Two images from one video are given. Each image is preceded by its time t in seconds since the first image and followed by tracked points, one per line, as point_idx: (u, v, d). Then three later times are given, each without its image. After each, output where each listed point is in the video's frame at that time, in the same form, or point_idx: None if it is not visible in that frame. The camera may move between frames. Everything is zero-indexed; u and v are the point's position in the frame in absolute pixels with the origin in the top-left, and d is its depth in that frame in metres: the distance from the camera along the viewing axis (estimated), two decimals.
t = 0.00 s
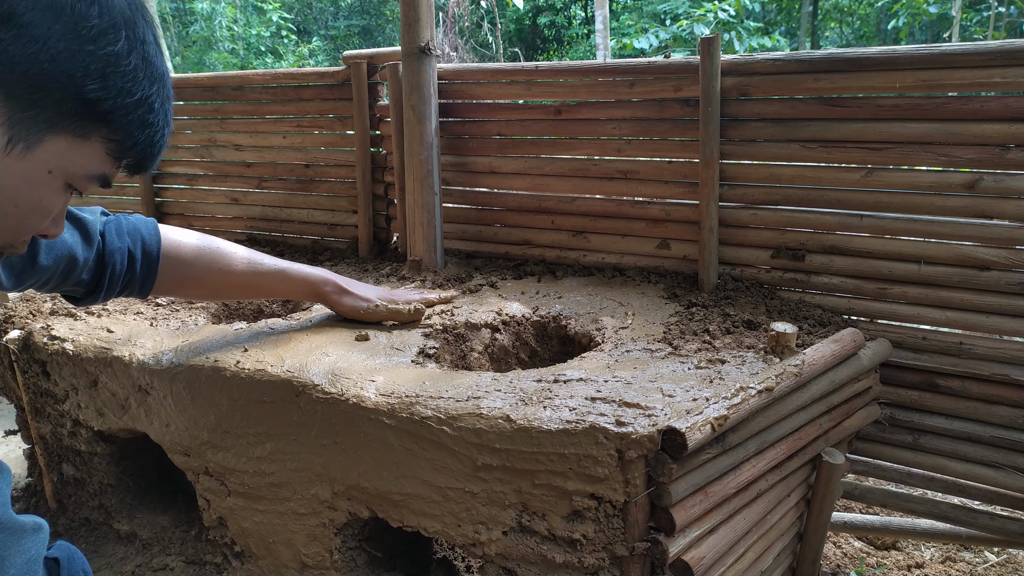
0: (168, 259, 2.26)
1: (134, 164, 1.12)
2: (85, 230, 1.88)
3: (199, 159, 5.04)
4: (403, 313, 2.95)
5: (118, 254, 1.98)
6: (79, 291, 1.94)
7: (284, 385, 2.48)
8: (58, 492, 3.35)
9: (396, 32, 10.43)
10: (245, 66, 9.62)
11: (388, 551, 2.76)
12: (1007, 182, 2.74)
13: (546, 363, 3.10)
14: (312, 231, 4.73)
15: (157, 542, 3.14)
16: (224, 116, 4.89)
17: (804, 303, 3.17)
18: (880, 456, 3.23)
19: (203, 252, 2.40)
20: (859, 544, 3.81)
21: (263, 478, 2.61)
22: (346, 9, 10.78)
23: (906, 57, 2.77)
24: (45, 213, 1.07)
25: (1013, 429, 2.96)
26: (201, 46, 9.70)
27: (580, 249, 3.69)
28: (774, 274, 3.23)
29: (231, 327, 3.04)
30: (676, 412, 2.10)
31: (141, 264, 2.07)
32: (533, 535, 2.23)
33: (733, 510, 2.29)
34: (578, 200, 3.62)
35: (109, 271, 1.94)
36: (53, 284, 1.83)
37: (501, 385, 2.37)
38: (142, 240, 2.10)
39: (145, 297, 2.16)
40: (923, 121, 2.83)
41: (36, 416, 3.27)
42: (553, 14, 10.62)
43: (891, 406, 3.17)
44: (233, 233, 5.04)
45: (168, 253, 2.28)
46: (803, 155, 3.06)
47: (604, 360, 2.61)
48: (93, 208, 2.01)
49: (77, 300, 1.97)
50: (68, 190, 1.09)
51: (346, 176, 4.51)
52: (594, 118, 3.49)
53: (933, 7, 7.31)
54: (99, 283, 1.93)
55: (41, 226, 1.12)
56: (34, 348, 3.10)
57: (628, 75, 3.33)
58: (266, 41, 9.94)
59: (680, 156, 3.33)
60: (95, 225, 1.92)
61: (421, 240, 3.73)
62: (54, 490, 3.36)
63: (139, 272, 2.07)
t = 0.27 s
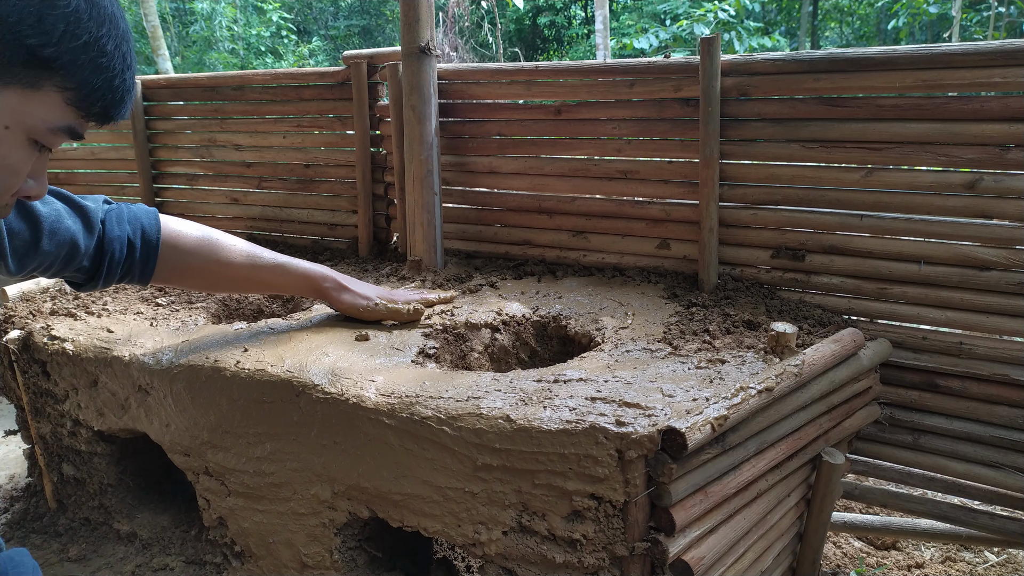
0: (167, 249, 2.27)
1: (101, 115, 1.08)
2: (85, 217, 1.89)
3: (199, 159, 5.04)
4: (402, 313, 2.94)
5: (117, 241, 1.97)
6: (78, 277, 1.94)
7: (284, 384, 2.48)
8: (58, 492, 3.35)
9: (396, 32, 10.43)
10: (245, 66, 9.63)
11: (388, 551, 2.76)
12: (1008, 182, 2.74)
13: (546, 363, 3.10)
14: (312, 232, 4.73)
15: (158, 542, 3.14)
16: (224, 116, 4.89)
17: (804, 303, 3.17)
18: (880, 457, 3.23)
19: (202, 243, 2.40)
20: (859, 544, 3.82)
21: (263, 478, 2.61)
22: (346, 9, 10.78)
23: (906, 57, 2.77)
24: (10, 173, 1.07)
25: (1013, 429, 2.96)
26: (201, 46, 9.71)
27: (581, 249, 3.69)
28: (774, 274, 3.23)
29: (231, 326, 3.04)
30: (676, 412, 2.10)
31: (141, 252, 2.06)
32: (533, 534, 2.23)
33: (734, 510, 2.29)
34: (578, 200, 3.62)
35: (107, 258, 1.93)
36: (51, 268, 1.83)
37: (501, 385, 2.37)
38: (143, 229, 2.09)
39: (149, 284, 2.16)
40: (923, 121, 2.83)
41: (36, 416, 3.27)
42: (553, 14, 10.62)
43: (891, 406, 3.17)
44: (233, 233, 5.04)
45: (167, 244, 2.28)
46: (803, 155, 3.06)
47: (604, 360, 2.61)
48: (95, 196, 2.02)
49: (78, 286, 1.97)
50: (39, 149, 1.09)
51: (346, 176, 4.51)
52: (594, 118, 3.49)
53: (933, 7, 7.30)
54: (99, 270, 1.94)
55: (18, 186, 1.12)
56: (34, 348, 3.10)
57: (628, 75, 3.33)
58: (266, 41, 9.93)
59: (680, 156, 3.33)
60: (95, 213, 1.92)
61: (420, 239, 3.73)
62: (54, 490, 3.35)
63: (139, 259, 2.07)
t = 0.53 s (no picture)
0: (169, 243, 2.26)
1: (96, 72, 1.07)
2: (97, 207, 1.88)
3: (199, 159, 5.05)
4: (401, 310, 2.96)
5: (122, 232, 1.97)
6: (84, 265, 1.93)
7: (284, 384, 2.48)
8: (58, 492, 3.34)
9: (396, 32, 10.43)
10: (245, 66, 9.63)
11: (388, 551, 2.76)
12: (1008, 182, 2.74)
13: (546, 363, 3.10)
14: (312, 232, 4.73)
15: (158, 542, 3.14)
16: (224, 116, 4.89)
17: (804, 303, 3.17)
18: (880, 457, 3.23)
19: (204, 238, 2.40)
20: (859, 544, 3.82)
21: (263, 478, 2.61)
22: (346, 9, 10.79)
23: (906, 57, 2.77)
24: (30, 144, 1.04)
25: (1013, 429, 2.96)
26: (201, 46, 9.72)
27: (581, 249, 3.69)
28: (774, 274, 3.23)
29: (231, 326, 3.04)
30: (676, 412, 2.09)
31: (145, 242, 2.06)
32: (533, 534, 2.23)
33: (734, 510, 2.29)
34: (578, 200, 3.62)
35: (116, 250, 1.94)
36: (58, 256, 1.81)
37: (501, 385, 2.37)
38: (147, 221, 2.11)
39: (150, 273, 2.18)
40: (923, 121, 2.83)
41: (36, 416, 3.27)
42: (553, 15, 10.62)
43: (891, 406, 3.17)
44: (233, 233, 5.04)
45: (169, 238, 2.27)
46: (803, 155, 3.06)
47: (604, 360, 2.61)
48: (103, 185, 2.02)
49: (82, 273, 1.95)
50: (51, 116, 1.06)
51: (346, 176, 4.51)
52: (594, 118, 3.49)
53: (933, 7, 7.29)
54: (107, 261, 1.93)
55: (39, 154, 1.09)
56: (33, 348, 3.10)
57: (628, 75, 3.33)
58: (266, 41, 9.93)
59: (680, 156, 3.33)
60: (106, 204, 1.92)
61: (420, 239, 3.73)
62: (54, 491, 3.34)
63: (142, 249, 2.08)
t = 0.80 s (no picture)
0: (201, 243, 2.31)
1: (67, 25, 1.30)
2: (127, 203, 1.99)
3: (199, 159, 5.05)
4: (429, 304, 3.04)
5: (153, 229, 2.07)
6: (119, 263, 2.04)
7: (284, 384, 2.48)
8: (58, 492, 3.29)
9: (396, 31, 10.43)
10: (245, 66, 9.63)
11: (388, 551, 2.76)
12: (1007, 182, 2.74)
13: (546, 363, 3.10)
14: (312, 232, 4.73)
15: (158, 542, 3.14)
16: (224, 116, 4.89)
17: (804, 303, 3.17)
18: (880, 457, 3.23)
19: (235, 239, 2.44)
20: (859, 544, 3.82)
21: (263, 479, 2.61)
22: (347, 9, 10.80)
23: (906, 57, 2.77)
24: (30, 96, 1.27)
25: (1013, 428, 2.96)
26: (201, 45, 9.72)
27: (581, 249, 3.69)
28: (774, 274, 3.23)
29: (231, 326, 3.04)
30: (676, 412, 2.09)
31: (176, 239, 2.15)
32: (533, 534, 2.23)
33: (734, 511, 2.29)
34: (578, 200, 3.62)
35: (145, 244, 2.03)
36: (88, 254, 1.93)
37: (501, 385, 2.37)
38: (179, 219, 2.19)
39: (184, 272, 2.25)
40: (923, 121, 2.83)
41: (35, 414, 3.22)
42: (553, 15, 10.62)
43: (891, 406, 3.17)
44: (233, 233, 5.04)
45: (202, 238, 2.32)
46: (803, 155, 3.06)
47: (604, 360, 2.60)
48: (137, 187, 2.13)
49: (118, 272, 2.06)
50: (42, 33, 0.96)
51: (346, 176, 4.51)
52: (594, 118, 3.49)
53: (933, 7, 7.29)
54: (137, 255, 2.03)
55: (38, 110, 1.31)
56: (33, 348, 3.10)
57: (628, 75, 3.33)
58: (266, 41, 9.93)
59: (680, 156, 3.33)
60: (136, 201, 2.02)
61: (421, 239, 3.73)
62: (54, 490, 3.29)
63: (174, 246, 2.16)
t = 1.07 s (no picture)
0: (247, 250, 2.52)
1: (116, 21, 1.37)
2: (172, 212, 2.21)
3: (199, 159, 5.05)
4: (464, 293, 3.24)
5: (197, 236, 2.29)
6: (163, 267, 2.26)
7: (284, 384, 2.48)
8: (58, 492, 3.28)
9: (396, 32, 10.44)
10: (245, 66, 9.63)
11: (388, 551, 2.76)
12: (1007, 182, 2.74)
13: (546, 363, 3.10)
14: (312, 232, 4.73)
15: (158, 543, 3.13)
16: (224, 116, 4.89)
17: (804, 303, 3.17)
18: (879, 457, 3.23)
19: (274, 245, 2.64)
20: (859, 544, 3.82)
21: (263, 479, 2.61)
22: (346, 9, 10.80)
23: (906, 57, 2.77)
24: (82, 86, 1.33)
25: (1013, 428, 2.96)
26: (201, 46, 9.71)
27: (581, 249, 3.69)
28: (774, 274, 3.23)
29: (231, 326, 3.04)
30: (676, 412, 2.09)
31: (218, 246, 2.37)
32: (533, 534, 2.23)
33: (734, 511, 2.29)
34: (578, 200, 3.62)
35: (188, 250, 2.25)
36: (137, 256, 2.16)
37: (501, 385, 2.37)
38: (222, 226, 2.39)
39: (225, 280, 2.47)
40: (923, 121, 2.83)
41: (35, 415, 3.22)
42: (553, 15, 10.62)
43: (891, 406, 3.17)
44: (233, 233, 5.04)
45: (244, 247, 2.52)
46: (803, 155, 3.06)
47: (604, 360, 2.60)
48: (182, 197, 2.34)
49: (163, 276, 2.29)
50: None
51: (346, 176, 4.51)
52: (594, 118, 3.49)
53: (933, 7, 7.29)
54: (180, 260, 2.25)
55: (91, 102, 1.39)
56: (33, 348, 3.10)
57: (628, 75, 3.33)
58: (266, 41, 9.92)
59: (680, 156, 3.33)
60: (181, 210, 2.25)
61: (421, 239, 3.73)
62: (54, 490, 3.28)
63: (217, 254, 2.38)
